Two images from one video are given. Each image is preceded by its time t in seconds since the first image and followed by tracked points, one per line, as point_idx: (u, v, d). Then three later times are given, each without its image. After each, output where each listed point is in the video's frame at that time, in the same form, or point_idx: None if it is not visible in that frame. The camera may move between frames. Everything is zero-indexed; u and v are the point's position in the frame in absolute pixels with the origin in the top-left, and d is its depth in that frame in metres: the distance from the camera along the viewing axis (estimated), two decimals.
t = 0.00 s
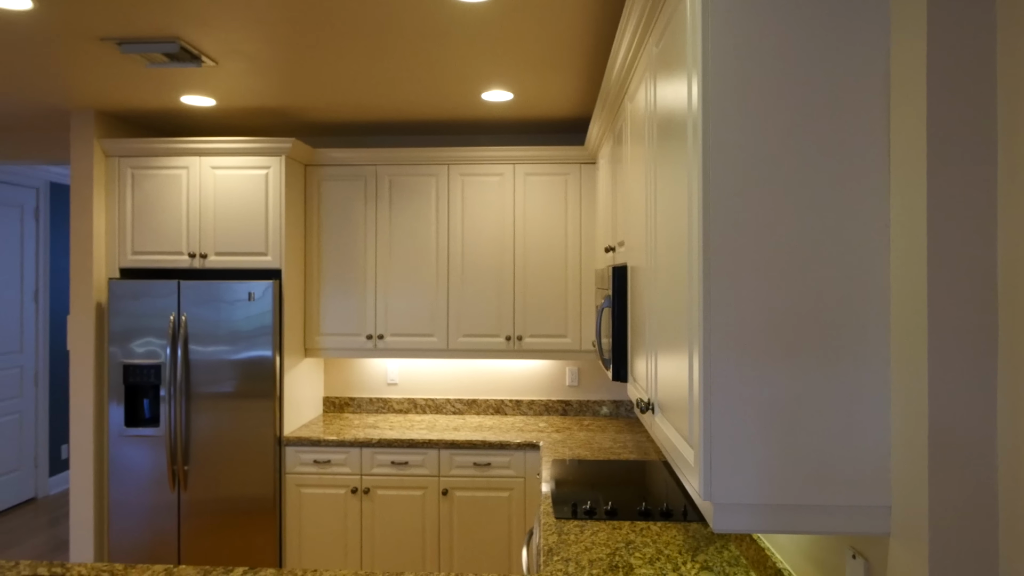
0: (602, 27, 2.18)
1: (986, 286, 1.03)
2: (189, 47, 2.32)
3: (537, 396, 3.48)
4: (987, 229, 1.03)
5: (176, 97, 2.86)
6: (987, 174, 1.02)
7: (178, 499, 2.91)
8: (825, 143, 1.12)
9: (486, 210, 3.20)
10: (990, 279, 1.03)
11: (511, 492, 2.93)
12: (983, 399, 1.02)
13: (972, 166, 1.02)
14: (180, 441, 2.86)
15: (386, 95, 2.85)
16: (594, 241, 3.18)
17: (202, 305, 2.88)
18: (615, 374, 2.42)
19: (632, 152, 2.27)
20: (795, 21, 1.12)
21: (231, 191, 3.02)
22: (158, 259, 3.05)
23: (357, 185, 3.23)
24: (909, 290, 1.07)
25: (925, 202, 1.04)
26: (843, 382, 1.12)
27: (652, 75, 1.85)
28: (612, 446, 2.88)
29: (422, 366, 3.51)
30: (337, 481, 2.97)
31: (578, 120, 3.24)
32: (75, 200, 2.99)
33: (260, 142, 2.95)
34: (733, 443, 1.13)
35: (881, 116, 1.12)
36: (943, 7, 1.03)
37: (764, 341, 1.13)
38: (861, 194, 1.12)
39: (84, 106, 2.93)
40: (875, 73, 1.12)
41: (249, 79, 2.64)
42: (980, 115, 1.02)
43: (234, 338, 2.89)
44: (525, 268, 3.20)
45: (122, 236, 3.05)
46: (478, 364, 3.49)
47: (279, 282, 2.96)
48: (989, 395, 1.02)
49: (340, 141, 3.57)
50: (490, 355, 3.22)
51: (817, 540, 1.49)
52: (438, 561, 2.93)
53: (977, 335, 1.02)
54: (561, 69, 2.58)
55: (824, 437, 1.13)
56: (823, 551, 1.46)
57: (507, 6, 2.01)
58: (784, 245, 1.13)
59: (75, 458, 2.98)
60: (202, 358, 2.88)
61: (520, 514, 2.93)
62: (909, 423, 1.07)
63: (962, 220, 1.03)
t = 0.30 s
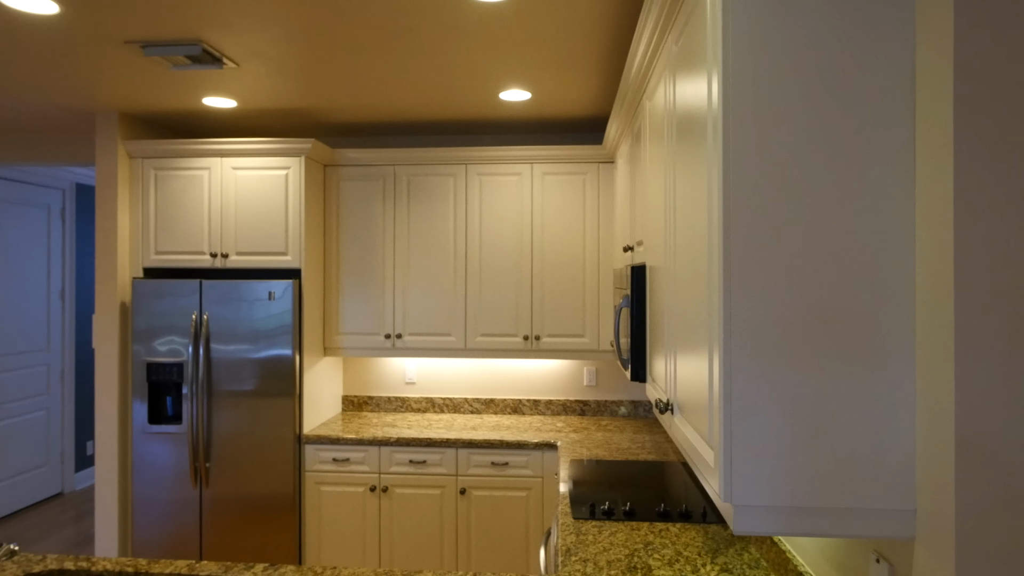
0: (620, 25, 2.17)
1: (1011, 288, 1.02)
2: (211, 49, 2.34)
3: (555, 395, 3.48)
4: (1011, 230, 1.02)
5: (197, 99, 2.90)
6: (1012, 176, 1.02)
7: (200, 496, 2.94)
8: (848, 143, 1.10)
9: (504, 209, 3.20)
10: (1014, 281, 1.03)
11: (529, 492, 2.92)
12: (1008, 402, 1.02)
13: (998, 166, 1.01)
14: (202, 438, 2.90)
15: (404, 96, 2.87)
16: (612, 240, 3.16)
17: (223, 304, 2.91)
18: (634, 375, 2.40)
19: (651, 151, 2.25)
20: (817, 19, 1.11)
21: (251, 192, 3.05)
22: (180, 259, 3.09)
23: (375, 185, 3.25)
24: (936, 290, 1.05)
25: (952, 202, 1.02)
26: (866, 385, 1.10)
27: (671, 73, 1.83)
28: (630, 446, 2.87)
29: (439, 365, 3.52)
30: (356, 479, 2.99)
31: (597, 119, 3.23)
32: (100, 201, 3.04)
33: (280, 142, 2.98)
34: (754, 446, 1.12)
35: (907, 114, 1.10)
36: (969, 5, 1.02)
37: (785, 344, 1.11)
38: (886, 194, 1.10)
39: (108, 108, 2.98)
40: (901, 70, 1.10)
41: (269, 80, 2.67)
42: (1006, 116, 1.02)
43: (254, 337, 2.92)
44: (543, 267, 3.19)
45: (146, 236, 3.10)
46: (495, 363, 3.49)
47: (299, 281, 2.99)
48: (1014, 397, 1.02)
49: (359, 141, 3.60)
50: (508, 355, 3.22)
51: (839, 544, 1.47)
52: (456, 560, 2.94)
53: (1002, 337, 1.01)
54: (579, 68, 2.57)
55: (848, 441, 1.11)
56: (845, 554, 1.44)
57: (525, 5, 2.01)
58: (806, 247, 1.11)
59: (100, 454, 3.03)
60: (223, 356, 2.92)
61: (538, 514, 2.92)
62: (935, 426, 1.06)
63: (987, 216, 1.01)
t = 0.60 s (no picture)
0: (640, 24, 2.16)
1: None
2: (233, 51, 2.37)
3: (574, 396, 3.47)
4: None
5: (219, 100, 2.94)
6: None
7: (222, 493, 2.98)
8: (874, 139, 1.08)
9: (522, 209, 3.20)
10: None
11: (548, 491, 2.92)
12: None
13: None
14: (224, 435, 2.94)
15: (423, 96, 2.88)
16: (631, 240, 3.15)
17: (245, 304, 2.94)
18: (653, 375, 2.39)
19: (671, 150, 2.24)
20: (841, 14, 1.09)
21: (272, 192, 3.08)
22: (203, 259, 3.13)
23: (394, 185, 3.26)
24: (964, 290, 1.03)
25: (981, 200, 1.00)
26: (892, 386, 1.08)
27: (692, 71, 1.82)
28: (649, 447, 2.85)
29: (458, 364, 3.53)
30: (375, 477, 3.00)
31: (616, 118, 3.21)
32: (125, 202, 3.09)
33: (300, 143, 3.00)
34: (776, 448, 1.10)
35: (934, 110, 1.08)
36: None
37: (808, 343, 1.10)
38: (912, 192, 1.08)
39: (133, 110, 3.03)
40: (928, 66, 1.07)
41: (290, 82, 2.69)
42: None
43: (275, 335, 2.95)
44: (562, 266, 3.19)
45: (170, 236, 3.15)
46: (513, 363, 3.49)
47: (319, 281, 3.01)
48: None
49: (378, 141, 3.62)
50: (527, 355, 3.22)
51: (864, 548, 1.45)
52: (473, 559, 2.94)
53: None
54: (597, 67, 2.56)
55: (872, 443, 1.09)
56: (870, 558, 1.42)
57: (544, 5, 2.01)
58: (830, 245, 1.09)
59: (125, 450, 3.08)
60: (245, 355, 2.95)
61: (556, 514, 2.92)
62: (963, 428, 1.03)
63: (1017, 214, 0.99)
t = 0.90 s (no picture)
0: (662, 22, 2.15)
1: None
2: (256, 54, 2.40)
3: (594, 396, 3.46)
4: None
5: (243, 103, 2.97)
6: None
7: (245, 490, 3.02)
8: (900, 137, 1.07)
9: (542, 209, 3.20)
10: None
11: (567, 492, 2.91)
12: None
13: None
14: (247, 433, 2.97)
15: (443, 97, 2.89)
16: (651, 239, 3.13)
17: (268, 303, 2.98)
18: (674, 375, 2.38)
19: (692, 149, 2.22)
20: (868, 10, 1.07)
21: (294, 193, 3.11)
22: (226, 259, 3.17)
23: (414, 186, 3.28)
24: (994, 291, 1.01)
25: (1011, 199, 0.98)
26: (918, 389, 1.07)
27: (714, 69, 1.80)
28: (670, 448, 2.83)
29: (478, 364, 3.54)
30: (395, 476, 3.02)
31: (636, 117, 3.20)
32: (151, 203, 3.14)
33: (322, 144, 3.03)
34: (800, 450, 1.09)
35: (963, 107, 1.06)
36: None
37: (833, 344, 1.08)
38: (939, 191, 1.06)
39: (159, 113, 3.07)
40: (957, 63, 1.06)
41: (311, 84, 2.72)
42: None
43: (297, 335, 2.98)
44: (582, 265, 3.18)
45: (194, 237, 3.19)
46: (533, 363, 3.49)
47: (340, 281, 3.04)
48: None
49: (398, 142, 3.64)
50: (546, 355, 3.21)
51: (890, 552, 1.42)
52: (492, 559, 2.95)
53: None
54: (618, 66, 2.55)
55: (899, 446, 1.07)
56: (896, 563, 1.39)
57: (565, 4, 2.00)
58: (856, 245, 1.08)
59: (151, 447, 3.13)
60: (267, 354, 2.98)
61: (576, 514, 2.91)
62: (992, 431, 1.01)
63: None
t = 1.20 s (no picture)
0: (685, 21, 2.13)
1: None
2: (281, 57, 2.43)
3: (615, 396, 3.44)
4: None
5: (267, 105, 3.01)
6: None
7: (269, 487, 3.06)
8: (930, 135, 1.04)
9: (563, 208, 3.19)
10: None
11: (588, 493, 2.90)
12: None
13: None
14: (271, 431, 3.01)
15: (464, 97, 2.89)
16: (673, 239, 3.10)
17: (291, 303, 3.01)
18: (697, 376, 2.35)
19: (715, 147, 2.20)
20: (896, 5, 1.05)
21: (317, 193, 3.14)
22: (251, 259, 3.21)
23: (436, 186, 3.29)
24: None
25: None
26: (949, 392, 1.04)
27: (738, 67, 1.78)
28: (693, 449, 2.81)
29: (499, 364, 3.54)
30: (417, 475, 3.03)
31: (658, 116, 3.17)
32: (178, 204, 3.20)
33: (345, 146, 3.06)
34: (828, 454, 1.07)
35: (996, 103, 1.03)
36: None
37: (862, 346, 1.06)
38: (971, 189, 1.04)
39: (186, 116, 3.13)
40: (990, 58, 1.03)
41: (334, 85, 2.74)
42: None
43: (320, 334, 3.01)
44: (604, 265, 3.17)
45: (219, 237, 3.24)
46: (554, 363, 3.48)
47: (362, 281, 3.06)
48: None
49: (419, 142, 3.66)
50: (567, 355, 3.21)
51: (921, 558, 1.40)
52: (512, 559, 2.95)
53: None
54: (640, 65, 2.54)
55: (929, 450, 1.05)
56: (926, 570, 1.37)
57: (587, 4, 2.00)
58: (887, 244, 1.06)
59: (177, 444, 3.19)
60: (291, 352, 3.02)
61: (598, 515, 2.90)
62: None
63: None
